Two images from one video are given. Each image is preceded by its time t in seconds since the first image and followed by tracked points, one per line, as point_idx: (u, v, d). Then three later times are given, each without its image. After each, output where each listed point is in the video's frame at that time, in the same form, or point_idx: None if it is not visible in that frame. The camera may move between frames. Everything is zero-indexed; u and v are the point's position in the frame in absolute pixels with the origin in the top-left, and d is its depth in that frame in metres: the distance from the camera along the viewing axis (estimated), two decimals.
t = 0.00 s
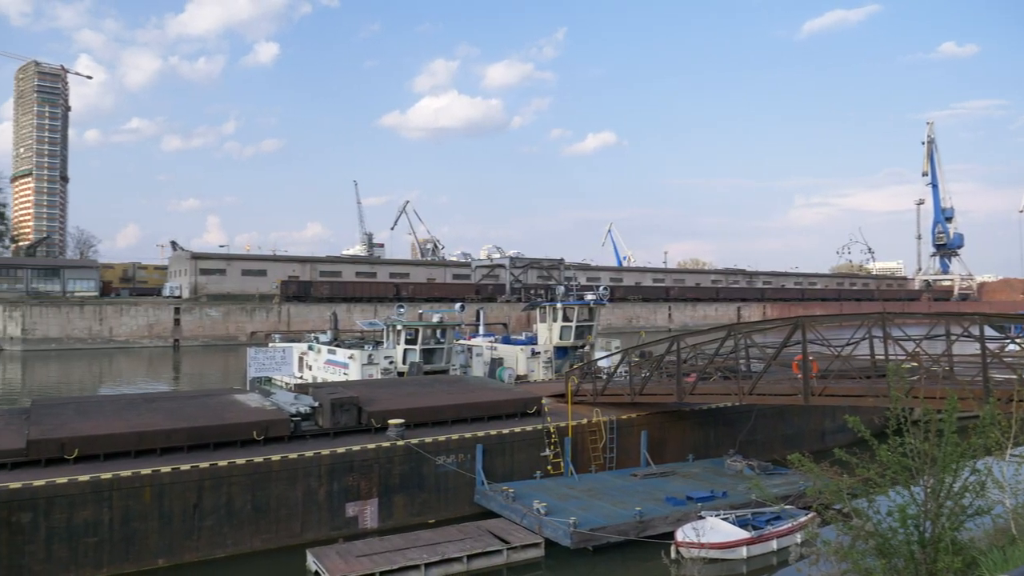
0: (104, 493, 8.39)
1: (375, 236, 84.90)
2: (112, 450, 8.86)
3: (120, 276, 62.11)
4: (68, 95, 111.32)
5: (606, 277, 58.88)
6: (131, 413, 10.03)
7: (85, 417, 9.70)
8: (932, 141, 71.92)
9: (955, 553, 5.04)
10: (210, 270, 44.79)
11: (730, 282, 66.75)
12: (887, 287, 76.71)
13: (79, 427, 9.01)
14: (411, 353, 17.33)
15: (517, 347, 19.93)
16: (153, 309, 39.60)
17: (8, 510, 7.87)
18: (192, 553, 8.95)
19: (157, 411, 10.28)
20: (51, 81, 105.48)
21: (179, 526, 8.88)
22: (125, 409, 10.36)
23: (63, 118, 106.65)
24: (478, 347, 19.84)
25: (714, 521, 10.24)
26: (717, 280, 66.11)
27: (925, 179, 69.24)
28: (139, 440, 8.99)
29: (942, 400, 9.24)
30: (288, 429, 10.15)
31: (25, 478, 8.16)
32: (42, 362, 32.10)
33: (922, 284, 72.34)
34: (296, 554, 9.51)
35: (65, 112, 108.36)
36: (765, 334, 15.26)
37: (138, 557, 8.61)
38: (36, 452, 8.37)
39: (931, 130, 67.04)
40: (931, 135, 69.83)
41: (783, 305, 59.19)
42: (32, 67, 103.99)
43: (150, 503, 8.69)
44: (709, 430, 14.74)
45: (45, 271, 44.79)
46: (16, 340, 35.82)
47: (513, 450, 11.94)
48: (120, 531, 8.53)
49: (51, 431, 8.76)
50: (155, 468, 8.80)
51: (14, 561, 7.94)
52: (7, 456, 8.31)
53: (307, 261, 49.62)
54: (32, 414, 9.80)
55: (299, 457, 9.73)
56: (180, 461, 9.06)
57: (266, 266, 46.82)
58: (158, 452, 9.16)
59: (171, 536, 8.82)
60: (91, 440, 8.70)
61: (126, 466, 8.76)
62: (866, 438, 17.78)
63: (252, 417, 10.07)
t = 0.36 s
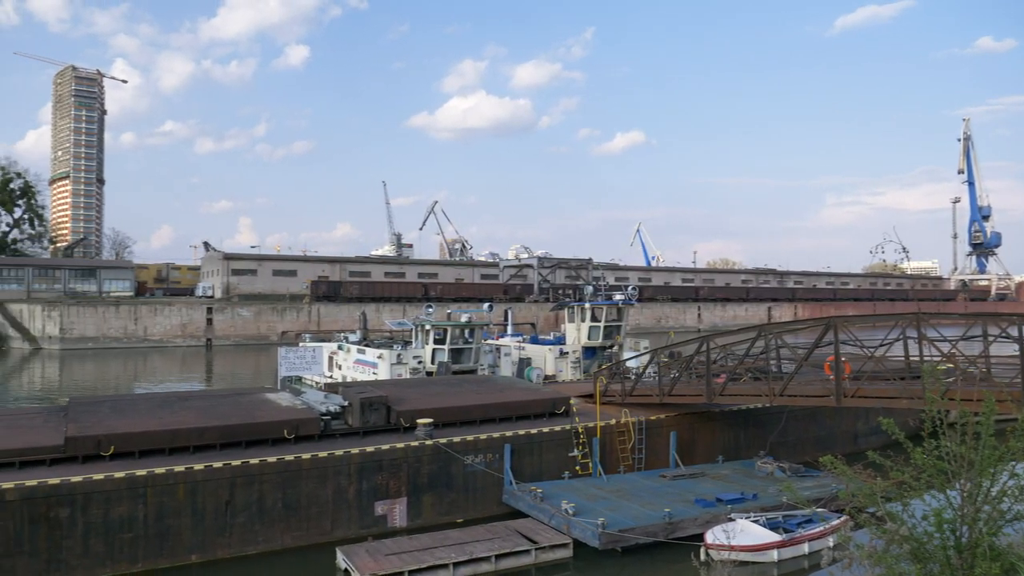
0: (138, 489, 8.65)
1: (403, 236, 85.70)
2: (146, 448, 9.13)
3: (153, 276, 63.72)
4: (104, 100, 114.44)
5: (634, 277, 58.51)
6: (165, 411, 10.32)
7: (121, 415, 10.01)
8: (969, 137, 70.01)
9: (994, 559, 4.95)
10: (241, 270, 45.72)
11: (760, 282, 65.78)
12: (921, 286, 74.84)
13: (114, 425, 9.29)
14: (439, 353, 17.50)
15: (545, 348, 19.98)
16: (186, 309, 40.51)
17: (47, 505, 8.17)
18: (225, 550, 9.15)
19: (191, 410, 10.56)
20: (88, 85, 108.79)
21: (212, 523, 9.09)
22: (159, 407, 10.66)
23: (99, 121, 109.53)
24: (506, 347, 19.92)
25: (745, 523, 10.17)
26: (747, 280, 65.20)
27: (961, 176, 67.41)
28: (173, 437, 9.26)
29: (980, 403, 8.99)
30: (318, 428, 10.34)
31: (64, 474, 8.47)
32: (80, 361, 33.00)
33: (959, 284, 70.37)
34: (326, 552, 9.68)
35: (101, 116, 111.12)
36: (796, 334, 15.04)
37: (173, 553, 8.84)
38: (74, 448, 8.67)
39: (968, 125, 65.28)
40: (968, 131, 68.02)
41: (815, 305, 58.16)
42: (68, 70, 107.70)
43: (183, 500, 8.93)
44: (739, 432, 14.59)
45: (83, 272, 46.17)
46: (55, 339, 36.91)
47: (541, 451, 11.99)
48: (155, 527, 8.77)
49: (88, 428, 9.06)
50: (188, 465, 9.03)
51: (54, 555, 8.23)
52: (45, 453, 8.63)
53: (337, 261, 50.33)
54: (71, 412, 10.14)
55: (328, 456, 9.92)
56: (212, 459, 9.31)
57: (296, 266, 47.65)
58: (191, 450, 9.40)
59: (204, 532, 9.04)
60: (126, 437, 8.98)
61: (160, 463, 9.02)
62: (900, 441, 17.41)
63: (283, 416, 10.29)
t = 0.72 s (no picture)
0: (176, 486, 8.94)
1: (435, 236, 86.43)
2: (183, 445, 9.40)
3: (191, 277, 65.45)
4: (143, 104, 117.70)
5: (667, 276, 57.97)
6: (203, 409, 10.63)
7: (159, 412, 10.33)
8: (1013, 132, 67.68)
9: None
10: (277, 270, 46.67)
11: (796, 281, 64.53)
12: (962, 286, 72.61)
13: (152, 423, 9.58)
14: (471, 352, 17.66)
15: (576, 347, 19.99)
16: (222, 309, 41.52)
17: (88, 500, 8.47)
18: (260, 546, 9.42)
19: (227, 408, 10.87)
20: (127, 90, 112.41)
21: (248, 519, 9.36)
22: (196, 405, 10.99)
23: (138, 125, 112.70)
24: (538, 347, 20.04)
25: (779, 527, 10.02)
26: (782, 279, 64.03)
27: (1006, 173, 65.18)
28: (209, 435, 9.52)
29: None
30: (352, 426, 10.52)
31: (104, 469, 8.76)
32: (120, 359, 34.05)
33: (1003, 284, 68.03)
34: (359, 549, 9.89)
35: (139, 119, 114.10)
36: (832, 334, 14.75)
37: (210, 548, 9.13)
38: (113, 446, 8.95)
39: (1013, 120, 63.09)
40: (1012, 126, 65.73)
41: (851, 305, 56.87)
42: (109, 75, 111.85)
43: (219, 497, 9.20)
44: (774, 434, 14.39)
45: (123, 272, 47.69)
46: (96, 337, 38.06)
47: (573, 451, 12.03)
48: (192, 523, 9.06)
49: (126, 425, 9.34)
50: (225, 462, 9.30)
51: (94, 549, 8.54)
52: (86, 449, 8.90)
53: (369, 262, 51.02)
54: (112, 409, 10.52)
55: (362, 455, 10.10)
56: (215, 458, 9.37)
57: (330, 267, 48.49)
58: (228, 447, 9.68)
59: (240, 528, 9.31)
60: (163, 435, 9.25)
61: (196, 460, 9.28)
62: (940, 444, 16.96)
63: (318, 414, 10.51)
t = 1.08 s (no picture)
0: (218, 482, 9.21)
1: (470, 236, 87.06)
2: (225, 442, 9.67)
3: (232, 277, 67.18)
4: (185, 107, 121.14)
5: (704, 276, 57.23)
6: (245, 408, 10.98)
7: (201, 410, 10.70)
8: None
9: None
10: (315, 270, 47.62)
11: (837, 281, 62.99)
12: (1013, 286, 69.96)
13: (196, 420, 9.88)
14: (507, 352, 17.80)
15: (613, 347, 19.96)
16: (263, 309, 42.54)
17: (135, 494, 8.75)
18: (300, 543, 9.60)
19: (267, 406, 11.22)
20: (170, 94, 116.27)
21: (287, 516, 9.56)
22: (237, 403, 11.36)
23: (180, 128, 115.97)
24: (574, 347, 20.10)
25: (820, 530, 9.86)
26: (823, 279, 62.59)
27: None
28: (250, 433, 9.81)
29: None
30: (389, 425, 10.72)
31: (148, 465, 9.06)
32: (164, 358, 35.16)
33: None
34: (396, 547, 10.04)
35: (181, 122, 117.29)
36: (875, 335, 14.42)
37: (251, 543, 9.32)
38: (158, 441, 9.29)
39: None
40: None
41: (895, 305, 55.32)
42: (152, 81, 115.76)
43: (260, 493, 9.43)
44: (814, 436, 14.14)
45: (166, 273, 49.43)
46: (141, 336, 39.35)
47: (610, 452, 12.04)
48: (234, 519, 9.27)
49: (171, 423, 9.66)
50: (266, 459, 9.55)
51: (139, 544, 8.75)
52: (134, 445, 9.24)
53: (406, 262, 51.66)
54: (157, 406, 10.94)
55: (357, 457, 9.98)
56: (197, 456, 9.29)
57: (368, 267, 49.27)
58: (268, 444, 9.96)
59: (280, 525, 9.50)
60: (206, 433, 9.55)
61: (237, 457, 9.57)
62: (988, 448, 16.42)
63: (356, 413, 10.75)
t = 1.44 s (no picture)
0: (263, 479, 9.45)
1: (511, 237, 87.45)
2: (271, 440, 10.03)
3: (277, 277, 68.95)
4: (231, 112, 124.82)
5: (748, 275, 56.18)
6: (289, 406, 11.38)
7: (248, 408, 11.11)
8: None
9: None
10: (358, 271, 48.57)
11: (886, 280, 61.04)
12: None
13: (243, 418, 10.25)
14: (548, 352, 17.89)
15: (655, 348, 19.84)
16: (307, 309, 43.57)
17: (184, 489, 9.06)
18: (344, 540, 9.77)
19: (312, 404, 11.57)
20: (217, 98, 119.95)
21: (331, 513, 9.73)
22: (282, 402, 11.75)
23: (227, 132, 119.42)
24: (616, 347, 20.05)
25: (868, 536, 9.64)
26: (871, 279, 60.75)
27: None
28: (294, 431, 10.17)
29: None
30: (431, 424, 10.93)
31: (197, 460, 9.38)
32: (212, 357, 36.34)
33: None
34: (438, 544, 10.12)
35: (228, 125, 120.74)
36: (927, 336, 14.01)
37: (296, 539, 9.51)
38: (206, 438, 9.62)
39: None
40: None
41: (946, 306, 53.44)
42: (201, 85, 119.54)
43: (305, 489, 9.63)
44: (862, 439, 13.82)
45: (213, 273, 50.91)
46: (190, 335, 40.81)
47: (651, 453, 12.02)
48: (279, 515, 9.49)
49: (218, 420, 10.03)
50: (311, 456, 9.78)
51: (188, 538, 9.03)
52: (183, 442, 9.57)
53: (447, 262, 52.19)
54: (206, 404, 11.41)
55: (357, 457, 9.92)
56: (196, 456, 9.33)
57: (409, 267, 49.99)
58: (313, 443, 10.23)
59: (324, 521, 9.69)
60: (252, 431, 9.88)
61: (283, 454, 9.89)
62: None
63: (398, 412, 10.98)
